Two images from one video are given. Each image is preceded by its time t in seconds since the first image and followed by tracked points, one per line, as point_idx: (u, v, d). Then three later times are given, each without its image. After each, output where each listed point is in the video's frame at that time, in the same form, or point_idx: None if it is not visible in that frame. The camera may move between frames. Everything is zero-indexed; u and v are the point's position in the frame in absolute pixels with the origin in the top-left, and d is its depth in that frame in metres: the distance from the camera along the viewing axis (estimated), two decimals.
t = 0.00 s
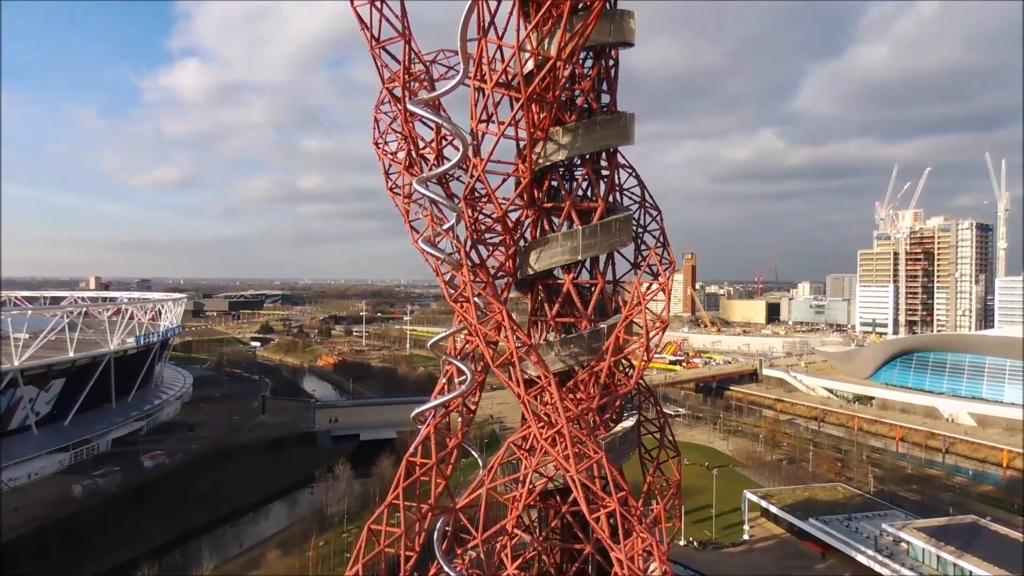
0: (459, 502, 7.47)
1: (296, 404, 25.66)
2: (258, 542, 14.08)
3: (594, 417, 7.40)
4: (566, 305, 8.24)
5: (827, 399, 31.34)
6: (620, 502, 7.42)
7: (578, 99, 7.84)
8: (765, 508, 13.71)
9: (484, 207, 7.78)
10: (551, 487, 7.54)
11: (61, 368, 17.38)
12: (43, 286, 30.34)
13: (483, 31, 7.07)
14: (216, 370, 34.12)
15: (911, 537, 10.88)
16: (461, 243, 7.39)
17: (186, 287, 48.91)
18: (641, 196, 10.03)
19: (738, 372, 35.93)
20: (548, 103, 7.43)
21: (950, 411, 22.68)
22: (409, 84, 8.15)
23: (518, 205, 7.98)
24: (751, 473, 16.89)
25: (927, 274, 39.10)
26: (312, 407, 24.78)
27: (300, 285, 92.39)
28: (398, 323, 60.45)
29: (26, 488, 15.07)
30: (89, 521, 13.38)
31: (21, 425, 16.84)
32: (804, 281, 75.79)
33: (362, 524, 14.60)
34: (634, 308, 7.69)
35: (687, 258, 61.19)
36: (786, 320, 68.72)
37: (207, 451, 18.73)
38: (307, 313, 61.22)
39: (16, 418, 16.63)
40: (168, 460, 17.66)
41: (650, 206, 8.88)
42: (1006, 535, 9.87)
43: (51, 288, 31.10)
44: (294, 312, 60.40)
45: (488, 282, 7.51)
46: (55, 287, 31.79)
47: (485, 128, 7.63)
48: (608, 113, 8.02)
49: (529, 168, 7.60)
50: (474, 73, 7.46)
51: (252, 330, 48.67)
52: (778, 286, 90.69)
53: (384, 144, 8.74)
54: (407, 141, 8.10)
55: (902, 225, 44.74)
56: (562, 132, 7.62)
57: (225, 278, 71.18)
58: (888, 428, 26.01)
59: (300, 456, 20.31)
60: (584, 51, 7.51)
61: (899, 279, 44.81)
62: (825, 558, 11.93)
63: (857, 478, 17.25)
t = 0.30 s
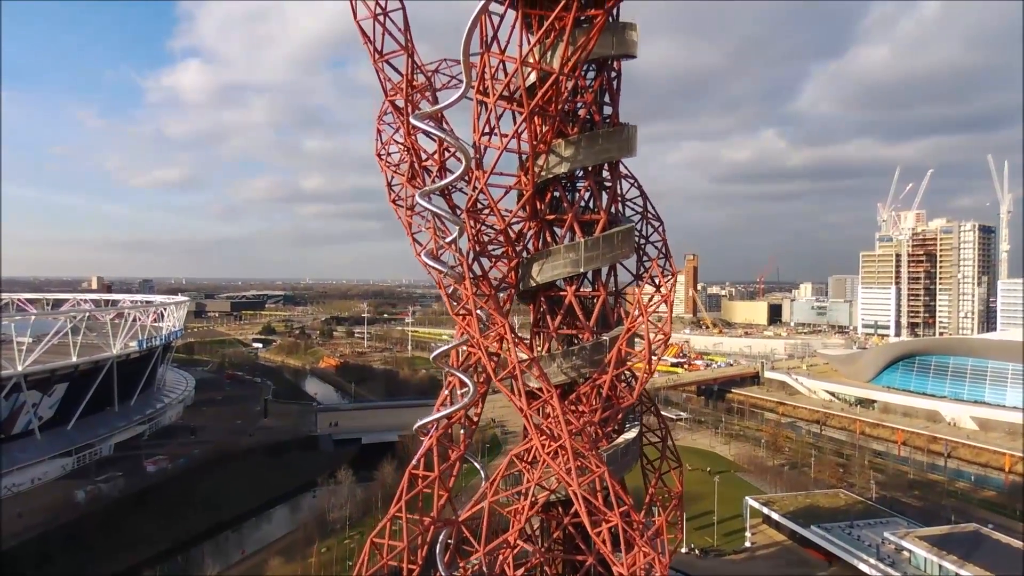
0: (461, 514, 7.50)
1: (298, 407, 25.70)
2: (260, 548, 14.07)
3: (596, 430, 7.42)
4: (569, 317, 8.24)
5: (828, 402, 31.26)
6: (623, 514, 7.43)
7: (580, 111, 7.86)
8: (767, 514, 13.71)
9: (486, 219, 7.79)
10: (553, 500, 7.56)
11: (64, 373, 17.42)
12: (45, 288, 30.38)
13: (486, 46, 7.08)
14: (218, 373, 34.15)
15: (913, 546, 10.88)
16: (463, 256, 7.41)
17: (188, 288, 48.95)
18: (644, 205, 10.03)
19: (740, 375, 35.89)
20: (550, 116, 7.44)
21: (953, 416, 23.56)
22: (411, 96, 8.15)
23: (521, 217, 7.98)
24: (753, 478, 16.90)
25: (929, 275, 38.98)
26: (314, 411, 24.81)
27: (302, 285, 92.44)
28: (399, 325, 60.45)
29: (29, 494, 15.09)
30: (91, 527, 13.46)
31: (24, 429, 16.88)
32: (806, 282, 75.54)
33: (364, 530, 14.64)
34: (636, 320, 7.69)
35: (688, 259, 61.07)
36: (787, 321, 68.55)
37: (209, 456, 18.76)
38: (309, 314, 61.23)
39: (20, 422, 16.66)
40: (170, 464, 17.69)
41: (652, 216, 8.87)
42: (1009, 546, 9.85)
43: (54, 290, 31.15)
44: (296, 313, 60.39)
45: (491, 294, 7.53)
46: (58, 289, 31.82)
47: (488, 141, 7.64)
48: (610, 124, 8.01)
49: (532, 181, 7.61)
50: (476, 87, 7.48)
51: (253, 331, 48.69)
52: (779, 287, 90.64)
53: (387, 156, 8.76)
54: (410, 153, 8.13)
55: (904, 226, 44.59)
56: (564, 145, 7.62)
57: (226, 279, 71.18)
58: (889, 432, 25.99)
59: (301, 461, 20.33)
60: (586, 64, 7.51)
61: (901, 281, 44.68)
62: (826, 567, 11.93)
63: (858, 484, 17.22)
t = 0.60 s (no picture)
0: (465, 528, 7.54)
1: (300, 410, 25.75)
2: (263, 553, 14.10)
3: (598, 443, 7.42)
4: (571, 328, 8.25)
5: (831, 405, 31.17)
6: (626, 527, 7.44)
7: (583, 123, 7.88)
8: (769, 521, 13.70)
9: (489, 232, 7.81)
10: (556, 512, 7.56)
11: (68, 378, 17.48)
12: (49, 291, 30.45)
13: (489, 60, 7.11)
14: (221, 375, 34.21)
15: (915, 554, 10.81)
16: (466, 269, 7.42)
17: (191, 289, 49.02)
18: (646, 216, 10.05)
19: (743, 378, 35.84)
20: (554, 129, 7.46)
21: (954, 419, 23.73)
22: (414, 110, 8.14)
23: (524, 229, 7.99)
24: (756, 484, 16.89)
25: (932, 277, 38.89)
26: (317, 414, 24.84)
27: (304, 285, 92.52)
28: (401, 326, 60.50)
29: (33, 499, 15.15)
30: (95, 533, 13.50)
31: (29, 434, 16.95)
32: (808, 282, 75.39)
33: (367, 537, 14.66)
34: (639, 332, 7.72)
35: (691, 260, 60.96)
36: (790, 323, 68.44)
37: (212, 460, 18.80)
38: (311, 315, 61.27)
39: (24, 427, 16.73)
40: (174, 469, 17.74)
41: (655, 227, 8.88)
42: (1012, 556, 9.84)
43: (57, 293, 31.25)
44: (298, 314, 60.45)
45: (494, 307, 7.54)
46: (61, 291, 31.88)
47: (491, 155, 7.65)
48: (613, 136, 8.02)
49: (534, 194, 7.62)
50: (479, 101, 7.49)
51: (256, 333, 48.76)
52: (782, 288, 90.46)
53: (390, 168, 8.77)
54: (413, 166, 8.15)
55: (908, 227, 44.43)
56: (567, 157, 7.63)
57: (229, 279, 71.22)
58: (892, 436, 25.95)
59: (304, 465, 20.37)
60: (590, 77, 7.52)
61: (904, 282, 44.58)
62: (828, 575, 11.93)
63: (861, 489, 17.19)
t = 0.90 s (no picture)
0: (466, 539, 7.57)
1: (301, 413, 25.75)
2: (263, 558, 14.08)
3: (599, 454, 7.44)
4: (572, 338, 8.27)
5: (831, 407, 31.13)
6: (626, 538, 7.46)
7: (584, 134, 7.87)
8: (769, 527, 13.70)
9: (490, 243, 7.81)
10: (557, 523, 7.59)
11: (68, 382, 17.49)
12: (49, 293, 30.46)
13: (490, 73, 7.12)
14: (221, 377, 34.22)
15: (916, 562, 10.82)
16: (468, 281, 7.44)
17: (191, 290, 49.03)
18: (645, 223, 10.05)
19: (743, 379, 35.86)
20: (555, 141, 7.46)
21: (954, 422, 23.90)
22: (415, 121, 8.12)
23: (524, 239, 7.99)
24: (755, 489, 16.90)
25: (932, 278, 38.92)
26: (316, 417, 24.79)
27: (304, 285, 92.51)
28: (401, 326, 60.52)
29: (34, 504, 15.15)
30: (95, 539, 13.48)
31: (30, 438, 16.98)
32: (808, 282, 75.38)
33: (368, 542, 14.66)
34: (640, 343, 7.74)
35: (691, 260, 60.98)
36: (790, 323, 68.43)
37: (212, 464, 18.81)
38: (311, 315, 61.29)
39: (25, 431, 16.76)
40: (174, 474, 17.75)
41: (655, 236, 8.89)
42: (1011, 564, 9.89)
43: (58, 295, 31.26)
44: (298, 315, 60.46)
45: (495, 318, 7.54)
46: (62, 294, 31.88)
47: (492, 167, 7.65)
48: (613, 147, 8.03)
49: (535, 205, 7.63)
50: (480, 112, 7.49)
51: (256, 334, 48.77)
52: (782, 288, 90.47)
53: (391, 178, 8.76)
54: (414, 176, 8.15)
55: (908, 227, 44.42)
56: (568, 169, 7.65)
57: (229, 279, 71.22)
58: (892, 438, 25.86)
59: (305, 469, 20.39)
60: (591, 89, 7.52)
61: (904, 283, 44.59)
62: None
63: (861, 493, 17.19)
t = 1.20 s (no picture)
0: (466, 552, 7.58)
1: (301, 417, 25.74)
2: (264, 565, 14.06)
3: (600, 467, 7.43)
4: (573, 350, 8.26)
5: (831, 410, 31.16)
6: (627, 550, 7.49)
7: (585, 146, 7.86)
8: (769, 533, 13.71)
9: (491, 255, 7.81)
10: (558, 536, 7.61)
11: (68, 387, 17.47)
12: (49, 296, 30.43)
13: (491, 87, 7.12)
14: (221, 379, 34.21)
15: (916, 570, 10.82)
16: (468, 295, 7.44)
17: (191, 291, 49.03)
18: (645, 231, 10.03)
19: (742, 382, 35.88)
20: (555, 153, 7.47)
21: (954, 425, 23.77)
22: (416, 133, 8.12)
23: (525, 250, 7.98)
24: (755, 494, 16.92)
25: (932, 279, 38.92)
26: (316, 420, 24.77)
27: (303, 285, 92.50)
28: (401, 327, 60.54)
29: (34, 511, 15.12)
30: (95, 546, 13.44)
31: (30, 444, 16.97)
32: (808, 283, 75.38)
33: (368, 549, 14.66)
34: (640, 355, 7.74)
35: (690, 261, 60.98)
36: (790, 324, 68.50)
37: (212, 469, 18.80)
38: (311, 316, 61.30)
39: (25, 437, 16.75)
40: (174, 479, 17.74)
41: (656, 246, 8.88)
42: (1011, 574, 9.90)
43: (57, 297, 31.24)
44: (298, 315, 60.43)
45: (496, 331, 7.55)
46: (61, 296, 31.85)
47: (492, 179, 7.65)
48: (614, 157, 8.03)
49: (537, 216, 7.61)
50: (480, 125, 7.48)
51: (256, 335, 48.74)
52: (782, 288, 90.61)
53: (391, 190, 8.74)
54: (414, 187, 8.13)
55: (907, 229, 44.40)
56: (569, 181, 7.65)
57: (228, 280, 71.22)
58: (891, 442, 25.85)
59: (304, 474, 20.34)
60: (593, 101, 7.51)
61: (903, 284, 44.61)
62: None
63: (861, 498, 17.20)
